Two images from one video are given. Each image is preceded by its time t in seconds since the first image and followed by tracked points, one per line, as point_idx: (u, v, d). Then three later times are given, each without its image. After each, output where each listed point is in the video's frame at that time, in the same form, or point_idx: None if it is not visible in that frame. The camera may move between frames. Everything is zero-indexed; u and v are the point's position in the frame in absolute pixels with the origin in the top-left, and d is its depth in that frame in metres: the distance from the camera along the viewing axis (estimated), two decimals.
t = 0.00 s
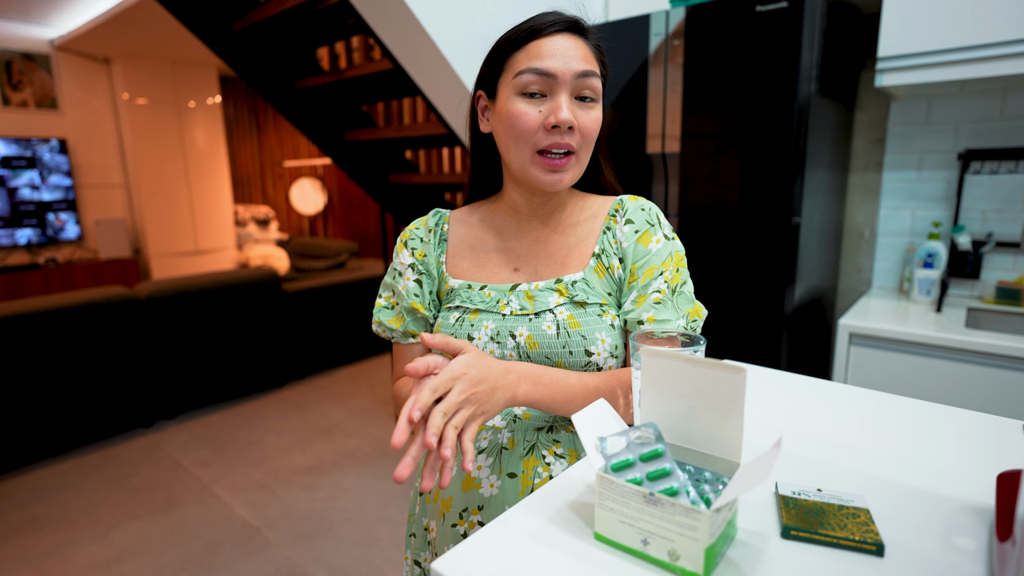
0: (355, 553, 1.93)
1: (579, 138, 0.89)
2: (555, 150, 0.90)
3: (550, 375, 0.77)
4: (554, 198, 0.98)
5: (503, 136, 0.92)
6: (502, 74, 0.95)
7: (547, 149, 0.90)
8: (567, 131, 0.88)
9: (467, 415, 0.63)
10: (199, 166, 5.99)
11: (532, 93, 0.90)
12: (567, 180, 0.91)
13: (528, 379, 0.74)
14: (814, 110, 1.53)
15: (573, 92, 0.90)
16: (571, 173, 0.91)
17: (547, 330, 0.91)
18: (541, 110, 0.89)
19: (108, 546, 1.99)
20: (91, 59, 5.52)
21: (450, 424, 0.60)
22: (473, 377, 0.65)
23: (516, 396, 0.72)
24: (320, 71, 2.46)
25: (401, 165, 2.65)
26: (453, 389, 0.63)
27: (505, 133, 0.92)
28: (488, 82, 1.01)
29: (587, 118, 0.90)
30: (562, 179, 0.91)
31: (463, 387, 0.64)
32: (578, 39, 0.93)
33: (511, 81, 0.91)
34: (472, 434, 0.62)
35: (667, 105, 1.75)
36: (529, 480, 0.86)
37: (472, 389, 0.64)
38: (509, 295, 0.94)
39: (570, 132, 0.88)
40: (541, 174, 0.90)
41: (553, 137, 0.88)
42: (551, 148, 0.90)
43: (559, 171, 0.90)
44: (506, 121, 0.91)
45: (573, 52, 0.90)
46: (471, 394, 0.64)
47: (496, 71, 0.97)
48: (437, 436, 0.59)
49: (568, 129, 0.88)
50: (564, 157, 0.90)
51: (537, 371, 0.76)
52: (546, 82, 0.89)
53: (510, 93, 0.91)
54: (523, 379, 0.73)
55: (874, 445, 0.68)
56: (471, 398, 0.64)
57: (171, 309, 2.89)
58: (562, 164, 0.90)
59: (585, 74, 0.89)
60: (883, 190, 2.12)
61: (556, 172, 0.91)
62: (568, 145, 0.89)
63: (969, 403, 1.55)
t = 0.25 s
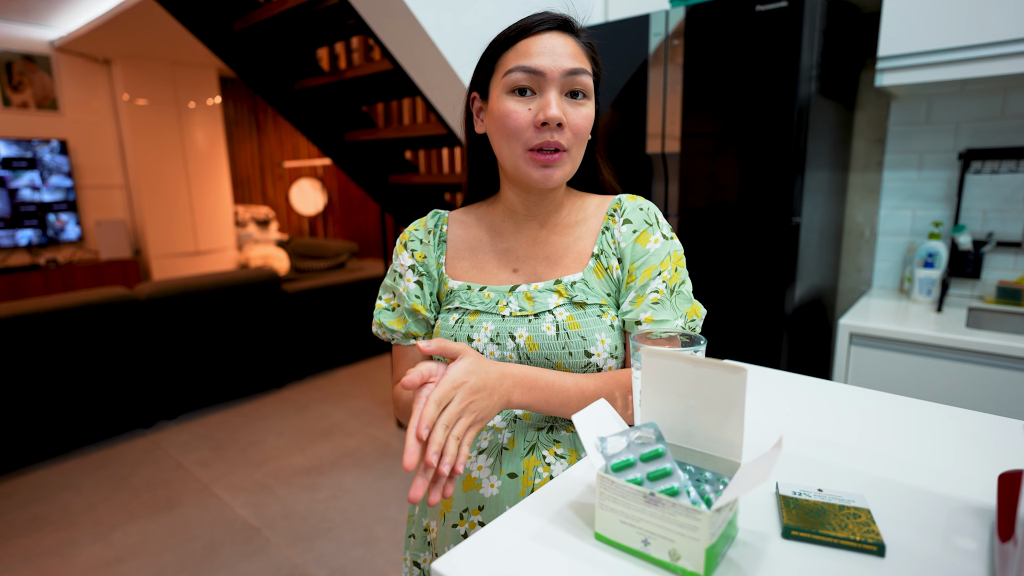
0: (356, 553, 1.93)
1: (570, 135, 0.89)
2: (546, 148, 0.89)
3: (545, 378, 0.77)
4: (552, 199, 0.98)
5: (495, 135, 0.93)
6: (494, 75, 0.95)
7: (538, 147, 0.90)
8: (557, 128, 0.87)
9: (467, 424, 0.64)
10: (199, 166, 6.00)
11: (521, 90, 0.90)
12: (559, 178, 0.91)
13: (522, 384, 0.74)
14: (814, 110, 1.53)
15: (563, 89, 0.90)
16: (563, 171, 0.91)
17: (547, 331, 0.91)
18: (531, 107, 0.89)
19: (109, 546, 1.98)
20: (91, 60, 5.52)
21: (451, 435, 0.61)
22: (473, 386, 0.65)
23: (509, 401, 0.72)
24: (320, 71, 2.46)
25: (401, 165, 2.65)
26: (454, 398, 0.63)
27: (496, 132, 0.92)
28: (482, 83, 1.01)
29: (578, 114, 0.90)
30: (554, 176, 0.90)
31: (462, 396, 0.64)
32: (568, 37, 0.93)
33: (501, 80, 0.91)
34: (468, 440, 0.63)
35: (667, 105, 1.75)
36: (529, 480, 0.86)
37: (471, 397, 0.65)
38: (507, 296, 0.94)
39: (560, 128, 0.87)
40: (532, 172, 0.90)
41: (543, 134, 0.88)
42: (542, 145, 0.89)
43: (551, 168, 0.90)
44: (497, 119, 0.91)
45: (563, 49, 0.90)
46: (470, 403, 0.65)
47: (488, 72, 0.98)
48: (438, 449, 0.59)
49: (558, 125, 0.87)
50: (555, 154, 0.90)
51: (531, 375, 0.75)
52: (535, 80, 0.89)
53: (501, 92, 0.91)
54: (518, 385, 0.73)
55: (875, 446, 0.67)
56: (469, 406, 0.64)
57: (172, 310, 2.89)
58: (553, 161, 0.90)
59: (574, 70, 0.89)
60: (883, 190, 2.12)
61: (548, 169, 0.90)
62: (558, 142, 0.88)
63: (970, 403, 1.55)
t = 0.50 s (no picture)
0: (356, 554, 1.93)
1: (564, 134, 0.89)
2: (541, 146, 0.89)
3: (544, 378, 0.77)
4: (549, 198, 0.98)
5: (490, 133, 0.92)
6: (491, 75, 0.95)
7: (533, 145, 0.89)
8: (551, 126, 0.87)
9: (464, 419, 0.64)
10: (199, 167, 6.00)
11: (516, 89, 0.90)
12: (553, 176, 0.90)
13: (521, 383, 0.74)
14: (814, 110, 1.53)
15: (558, 89, 0.90)
16: (558, 169, 0.90)
17: (545, 330, 0.91)
18: (526, 106, 0.89)
19: (109, 546, 1.98)
20: (92, 60, 5.52)
21: (447, 429, 0.61)
22: (470, 382, 0.66)
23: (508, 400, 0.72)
24: (320, 71, 2.46)
25: (401, 165, 2.65)
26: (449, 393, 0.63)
27: (491, 130, 0.92)
28: (479, 83, 1.01)
29: (573, 114, 0.90)
30: (548, 175, 0.90)
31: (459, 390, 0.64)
32: (565, 38, 0.93)
33: (497, 79, 0.91)
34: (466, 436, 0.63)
35: (667, 105, 1.75)
36: (529, 480, 0.86)
37: (468, 393, 0.65)
38: (506, 296, 0.94)
39: (554, 127, 0.87)
40: (526, 170, 0.90)
41: (538, 132, 0.88)
42: (536, 144, 0.89)
43: (546, 166, 0.90)
44: (492, 118, 0.91)
45: (559, 50, 0.91)
46: (467, 398, 0.65)
47: (485, 72, 0.98)
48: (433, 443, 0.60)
49: (552, 124, 0.87)
50: (550, 153, 0.90)
51: (530, 374, 0.75)
52: (530, 79, 0.89)
53: (496, 90, 0.91)
54: (516, 384, 0.73)
55: (876, 446, 0.67)
56: (466, 402, 0.64)
57: (172, 310, 2.89)
58: (548, 160, 0.90)
59: (570, 71, 0.89)
60: (883, 190, 2.12)
61: (543, 167, 0.90)
62: (553, 140, 0.88)
63: (970, 403, 1.54)
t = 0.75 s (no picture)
0: (359, 553, 1.93)
1: (559, 126, 0.88)
2: (536, 139, 0.89)
3: (548, 380, 0.77)
4: (549, 196, 0.98)
5: (487, 130, 0.93)
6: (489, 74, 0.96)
7: (528, 139, 0.89)
8: (546, 118, 0.87)
9: (463, 426, 0.64)
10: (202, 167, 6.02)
11: (512, 85, 0.90)
12: (550, 170, 0.90)
13: (524, 387, 0.74)
14: (817, 109, 1.52)
15: (552, 82, 0.90)
16: (554, 162, 0.90)
17: (548, 330, 0.91)
18: (520, 100, 0.89)
19: (114, 546, 1.99)
20: (96, 61, 5.55)
21: (443, 438, 0.62)
22: (469, 388, 0.66)
23: (510, 403, 0.72)
24: (322, 72, 2.46)
25: (403, 165, 2.65)
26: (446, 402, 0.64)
27: (488, 127, 0.92)
28: (479, 84, 1.02)
29: (568, 107, 0.90)
30: (545, 169, 0.90)
31: (457, 396, 0.65)
32: (560, 35, 0.93)
33: (493, 77, 0.92)
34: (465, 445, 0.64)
35: (669, 105, 1.75)
36: (532, 479, 0.86)
37: (467, 398, 0.66)
38: (509, 296, 0.94)
39: (548, 119, 0.87)
40: (523, 164, 0.90)
41: (532, 125, 0.88)
42: (532, 137, 0.89)
43: (542, 160, 0.90)
44: (488, 114, 0.92)
45: (554, 45, 0.91)
46: (467, 406, 0.65)
47: (484, 72, 0.99)
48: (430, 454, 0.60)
49: (546, 115, 0.87)
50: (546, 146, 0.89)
51: (533, 376, 0.76)
52: (525, 74, 0.90)
53: (493, 87, 0.92)
54: (518, 385, 0.74)
55: (880, 446, 0.67)
56: (465, 408, 0.65)
57: (176, 310, 2.90)
58: (544, 153, 0.90)
59: (564, 64, 0.89)
60: (887, 189, 2.11)
61: (539, 160, 0.90)
62: (548, 133, 0.88)
63: (975, 403, 1.54)
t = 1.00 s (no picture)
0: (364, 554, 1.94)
1: (559, 120, 0.89)
2: (537, 135, 0.90)
3: (563, 372, 0.77)
4: (552, 195, 0.98)
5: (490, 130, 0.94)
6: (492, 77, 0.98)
7: (529, 135, 0.90)
8: (545, 113, 0.88)
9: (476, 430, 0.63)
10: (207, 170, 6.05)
11: (512, 83, 0.91)
12: (551, 165, 0.90)
13: (542, 375, 0.74)
14: (820, 111, 1.53)
15: (552, 79, 0.91)
16: (555, 158, 0.90)
17: (552, 328, 0.91)
18: (520, 97, 0.90)
19: (121, 547, 2.00)
20: (102, 65, 5.58)
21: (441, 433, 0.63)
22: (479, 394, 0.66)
23: (529, 397, 0.70)
24: (327, 75, 2.47)
25: (408, 167, 2.65)
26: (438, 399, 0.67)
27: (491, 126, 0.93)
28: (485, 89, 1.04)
29: (567, 102, 0.90)
30: (546, 164, 0.90)
31: (470, 408, 0.64)
32: (561, 36, 0.95)
33: (495, 78, 0.93)
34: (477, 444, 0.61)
35: (673, 107, 1.75)
36: (538, 480, 0.87)
37: (477, 403, 0.64)
38: (513, 293, 0.95)
39: (547, 113, 0.88)
40: (524, 160, 0.90)
41: (531, 119, 0.88)
42: (532, 132, 0.89)
43: (543, 155, 0.90)
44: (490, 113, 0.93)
45: (553, 45, 0.92)
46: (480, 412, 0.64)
47: (489, 77, 1.00)
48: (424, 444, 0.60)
49: (545, 109, 0.87)
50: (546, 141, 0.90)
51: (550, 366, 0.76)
52: (525, 72, 0.91)
53: (494, 88, 0.93)
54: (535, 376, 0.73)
55: (884, 447, 0.67)
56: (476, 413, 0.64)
57: (182, 312, 2.91)
58: (545, 149, 0.90)
59: (562, 61, 0.90)
60: (892, 190, 2.11)
61: (540, 156, 0.90)
62: (547, 126, 0.88)
63: (981, 405, 1.54)
